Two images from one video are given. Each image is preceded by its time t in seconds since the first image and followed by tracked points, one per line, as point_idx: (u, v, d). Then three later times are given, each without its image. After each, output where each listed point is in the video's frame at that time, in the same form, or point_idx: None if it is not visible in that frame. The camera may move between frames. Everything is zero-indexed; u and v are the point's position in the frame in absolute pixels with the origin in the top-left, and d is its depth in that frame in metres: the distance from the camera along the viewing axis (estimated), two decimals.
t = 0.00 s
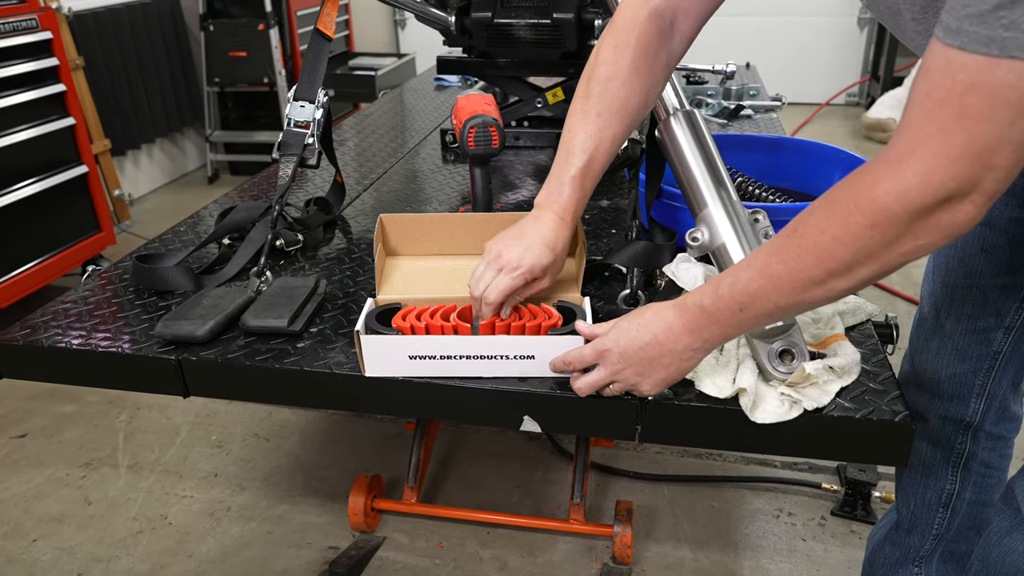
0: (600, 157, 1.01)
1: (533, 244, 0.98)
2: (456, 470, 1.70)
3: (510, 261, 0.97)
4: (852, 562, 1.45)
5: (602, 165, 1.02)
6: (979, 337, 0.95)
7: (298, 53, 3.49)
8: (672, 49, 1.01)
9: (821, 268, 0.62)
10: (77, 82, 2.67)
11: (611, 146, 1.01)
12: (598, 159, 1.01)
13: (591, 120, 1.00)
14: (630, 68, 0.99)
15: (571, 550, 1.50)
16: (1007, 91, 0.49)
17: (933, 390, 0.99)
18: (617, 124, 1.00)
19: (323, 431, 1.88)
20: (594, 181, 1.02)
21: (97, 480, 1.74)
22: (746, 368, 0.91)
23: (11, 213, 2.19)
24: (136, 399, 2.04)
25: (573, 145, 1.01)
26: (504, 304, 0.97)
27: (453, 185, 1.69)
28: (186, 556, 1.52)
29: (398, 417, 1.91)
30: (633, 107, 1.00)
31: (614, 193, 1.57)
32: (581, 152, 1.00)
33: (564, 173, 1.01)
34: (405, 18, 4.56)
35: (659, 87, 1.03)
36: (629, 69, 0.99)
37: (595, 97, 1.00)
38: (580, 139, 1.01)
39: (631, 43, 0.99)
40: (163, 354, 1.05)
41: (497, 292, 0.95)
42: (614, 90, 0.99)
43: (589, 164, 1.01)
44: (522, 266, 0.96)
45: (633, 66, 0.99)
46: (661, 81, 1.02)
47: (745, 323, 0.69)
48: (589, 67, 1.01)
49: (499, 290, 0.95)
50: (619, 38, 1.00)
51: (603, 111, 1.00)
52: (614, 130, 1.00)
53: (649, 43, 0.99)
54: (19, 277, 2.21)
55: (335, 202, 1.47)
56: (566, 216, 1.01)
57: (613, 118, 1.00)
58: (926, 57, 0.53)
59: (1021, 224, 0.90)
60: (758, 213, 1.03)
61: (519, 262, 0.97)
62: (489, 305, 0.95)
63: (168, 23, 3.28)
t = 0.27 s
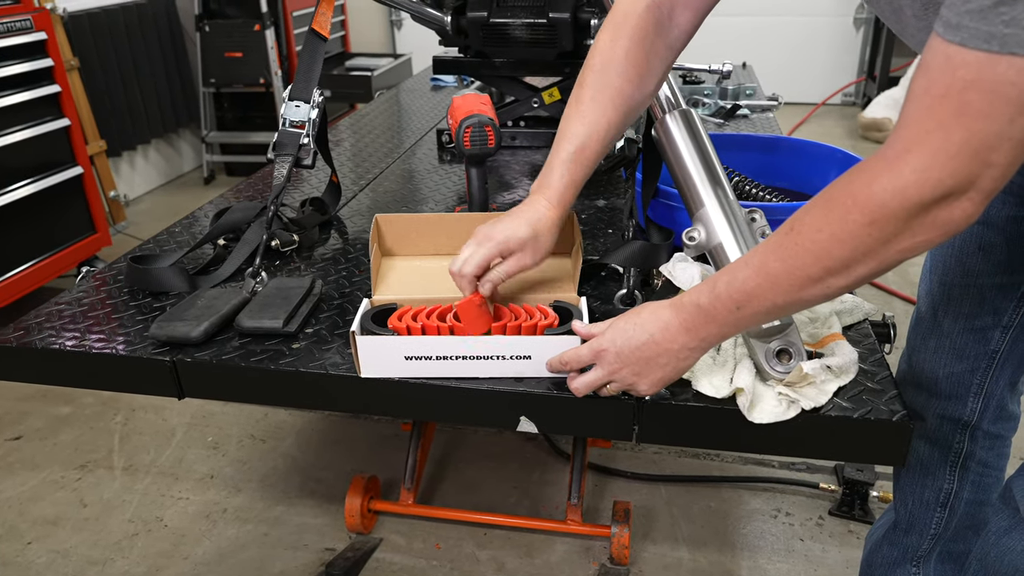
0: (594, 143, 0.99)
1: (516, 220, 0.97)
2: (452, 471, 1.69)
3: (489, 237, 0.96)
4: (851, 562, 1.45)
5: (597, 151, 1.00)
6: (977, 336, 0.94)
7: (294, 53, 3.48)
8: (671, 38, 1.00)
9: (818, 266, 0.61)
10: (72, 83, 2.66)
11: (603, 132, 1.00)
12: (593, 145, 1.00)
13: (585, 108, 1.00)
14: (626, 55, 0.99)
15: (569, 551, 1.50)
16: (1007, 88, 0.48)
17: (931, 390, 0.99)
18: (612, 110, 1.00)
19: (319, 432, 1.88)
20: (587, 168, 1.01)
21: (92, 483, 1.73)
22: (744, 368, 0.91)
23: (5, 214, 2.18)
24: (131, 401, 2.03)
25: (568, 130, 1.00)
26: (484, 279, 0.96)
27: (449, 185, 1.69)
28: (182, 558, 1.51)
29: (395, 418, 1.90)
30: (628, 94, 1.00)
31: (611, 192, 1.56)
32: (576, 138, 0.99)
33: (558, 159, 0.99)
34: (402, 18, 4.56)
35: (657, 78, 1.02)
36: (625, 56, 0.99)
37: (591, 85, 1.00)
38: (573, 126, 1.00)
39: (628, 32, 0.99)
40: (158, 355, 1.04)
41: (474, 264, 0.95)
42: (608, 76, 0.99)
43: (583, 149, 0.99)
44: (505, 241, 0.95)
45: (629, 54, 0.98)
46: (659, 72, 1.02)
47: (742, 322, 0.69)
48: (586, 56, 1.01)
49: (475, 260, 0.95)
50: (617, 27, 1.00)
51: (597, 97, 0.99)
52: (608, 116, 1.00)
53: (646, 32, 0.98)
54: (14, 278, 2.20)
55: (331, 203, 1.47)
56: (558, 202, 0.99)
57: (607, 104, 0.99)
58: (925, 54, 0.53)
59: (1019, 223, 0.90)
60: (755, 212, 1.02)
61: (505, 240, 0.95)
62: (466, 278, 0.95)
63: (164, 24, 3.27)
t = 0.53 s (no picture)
0: (579, 127, 1.00)
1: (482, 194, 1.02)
2: (449, 470, 1.69)
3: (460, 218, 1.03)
4: (847, 560, 1.45)
5: (582, 133, 1.01)
6: (973, 334, 0.95)
7: (290, 52, 3.47)
8: (673, 18, 0.95)
9: (815, 266, 0.61)
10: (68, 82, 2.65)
11: (588, 115, 1.00)
12: (577, 127, 1.00)
13: (572, 98, 0.99)
14: (617, 39, 0.97)
15: (565, 550, 1.50)
16: (1005, 88, 0.48)
17: (928, 388, 0.99)
18: (602, 94, 0.99)
19: (316, 432, 1.87)
20: (570, 150, 1.02)
21: (88, 483, 1.73)
22: (740, 367, 0.90)
23: None
24: (127, 401, 2.02)
25: (554, 112, 1.01)
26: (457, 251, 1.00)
27: (445, 183, 1.68)
28: (178, 558, 1.51)
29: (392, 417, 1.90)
30: (619, 79, 0.98)
31: (608, 191, 1.56)
32: (561, 121, 1.00)
33: (541, 140, 1.02)
34: (398, 17, 4.55)
35: (656, 64, 0.99)
36: (616, 41, 0.97)
37: (583, 69, 0.99)
38: (560, 115, 1.00)
39: (621, 15, 0.97)
40: (152, 355, 1.04)
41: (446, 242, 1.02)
42: (597, 59, 0.98)
43: (567, 131, 1.01)
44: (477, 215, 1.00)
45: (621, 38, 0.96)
46: (658, 58, 0.98)
47: (739, 321, 0.69)
48: (581, 40, 1.00)
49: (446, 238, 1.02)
50: (611, 15, 0.98)
51: (584, 80, 0.98)
52: (595, 100, 0.99)
53: (638, 16, 0.96)
54: (8, 278, 2.19)
55: (326, 202, 1.46)
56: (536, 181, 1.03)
57: (597, 88, 0.98)
58: (924, 53, 0.53)
59: (1017, 221, 0.90)
60: (751, 211, 1.02)
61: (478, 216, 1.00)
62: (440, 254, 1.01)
63: (159, 22, 3.26)
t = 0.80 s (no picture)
0: (579, 120, 1.00)
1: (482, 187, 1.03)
2: (447, 470, 1.69)
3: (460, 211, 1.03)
4: (844, 560, 1.46)
5: (581, 127, 1.01)
6: (970, 334, 0.95)
7: (288, 51, 3.47)
8: (674, 15, 0.96)
9: (811, 266, 0.62)
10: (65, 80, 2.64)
11: (588, 110, 1.00)
12: (576, 121, 1.00)
13: (573, 92, 1.00)
14: (617, 34, 0.97)
15: (563, 549, 1.50)
16: (997, 88, 0.49)
17: (925, 388, 1.00)
18: (601, 88, 0.99)
19: (314, 431, 1.87)
20: (570, 144, 1.02)
21: (85, 482, 1.72)
22: (737, 366, 0.90)
23: None
24: (125, 400, 2.02)
25: (554, 106, 1.01)
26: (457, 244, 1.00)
27: (443, 183, 1.69)
28: (175, 557, 1.51)
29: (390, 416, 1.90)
30: (619, 75, 0.98)
31: (605, 191, 1.56)
32: (561, 114, 1.00)
33: (541, 132, 1.02)
34: (396, 16, 4.55)
35: (657, 60, 0.98)
36: (616, 36, 0.97)
37: (583, 64, 0.99)
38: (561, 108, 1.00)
39: (622, 11, 0.97)
40: (150, 354, 1.04)
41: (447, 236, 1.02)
42: (596, 53, 0.98)
43: (566, 125, 1.01)
44: (475, 206, 1.00)
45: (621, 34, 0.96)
46: (658, 54, 0.98)
47: (735, 321, 0.69)
48: (583, 36, 1.01)
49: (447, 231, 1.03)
50: (612, 9, 0.98)
51: (584, 75, 0.99)
52: (594, 95, 0.99)
53: (638, 12, 0.96)
54: (6, 277, 2.19)
55: (324, 201, 1.46)
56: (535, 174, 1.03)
57: (597, 83, 0.98)
58: (918, 53, 0.53)
59: (1013, 222, 0.90)
60: (748, 211, 1.02)
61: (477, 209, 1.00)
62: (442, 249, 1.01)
63: (157, 21, 3.25)
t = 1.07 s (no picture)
0: (579, 120, 1.00)
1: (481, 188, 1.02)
2: (445, 469, 1.69)
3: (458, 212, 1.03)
4: (842, 559, 1.46)
5: (581, 127, 1.01)
6: (968, 334, 0.95)
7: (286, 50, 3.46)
8: (674, 15, 0.96)
9: (809, 266, 0.62)
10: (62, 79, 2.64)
11: (587, 109, 1.00)
12: (576, 121, 1.00)
13: (573, 91, 1.00)
14: (617, 33, 0.97)
15: (561, 549, 1.50)
16: (995, 89, 0.49)
17: (922, 388, 1.00)
18: (601, 88, 0.99)
19: (312, 431, 1.87)
20: (569, 143, 1.02)
21: (83, 482, 1.72)
22: (735, 366, 0.91)
23: None
24: (122, 400, 2.02)
25: (554, 106, 1.01)
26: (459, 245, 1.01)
27: (442, 183, 1.69)
28: (173, 557, 1.51)
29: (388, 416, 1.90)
30: (619, 74, 0.98)
31: (604, 191, 1.56)
32: (561, 114, 1.00)
33: (540, 132, 1.02)
34: (394, 15, 4.55)
35: (657, 59, 0.99)
36: (616, 36, 0.97)
37: (583, 64, 0.99)
38: (560, 108, 1.00)
39: (622, 11, 0.97)
40: (149, 354, 1.04)
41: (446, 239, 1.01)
42: (596, 53, 0.98)
43: (566, 124, 1.01)
44: (475, 207, 1.00)
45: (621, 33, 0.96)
46: (658, 53, 0.98)
47: (733, 322, 0.69)
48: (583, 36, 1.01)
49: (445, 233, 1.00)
50: (612, 10, 0.98)
51: (584, 74, 0.99)
52: (594, 94, 0.99)
53: (637, 12, 0.96)
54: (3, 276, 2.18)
55: (323, 201, 1.46)
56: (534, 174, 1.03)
57: (597, 82, 0.98)
58: (915, 54, 0.53)
59: (1011, 222, 0.90)
60: (747, 211, 1.02)
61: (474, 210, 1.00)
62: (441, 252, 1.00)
63: (155, 20, 3.25)
